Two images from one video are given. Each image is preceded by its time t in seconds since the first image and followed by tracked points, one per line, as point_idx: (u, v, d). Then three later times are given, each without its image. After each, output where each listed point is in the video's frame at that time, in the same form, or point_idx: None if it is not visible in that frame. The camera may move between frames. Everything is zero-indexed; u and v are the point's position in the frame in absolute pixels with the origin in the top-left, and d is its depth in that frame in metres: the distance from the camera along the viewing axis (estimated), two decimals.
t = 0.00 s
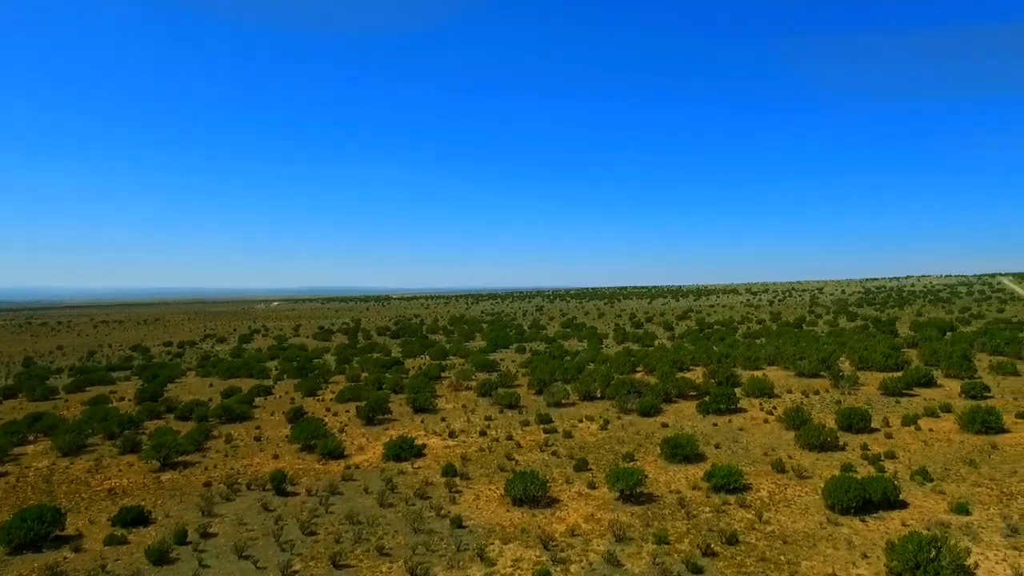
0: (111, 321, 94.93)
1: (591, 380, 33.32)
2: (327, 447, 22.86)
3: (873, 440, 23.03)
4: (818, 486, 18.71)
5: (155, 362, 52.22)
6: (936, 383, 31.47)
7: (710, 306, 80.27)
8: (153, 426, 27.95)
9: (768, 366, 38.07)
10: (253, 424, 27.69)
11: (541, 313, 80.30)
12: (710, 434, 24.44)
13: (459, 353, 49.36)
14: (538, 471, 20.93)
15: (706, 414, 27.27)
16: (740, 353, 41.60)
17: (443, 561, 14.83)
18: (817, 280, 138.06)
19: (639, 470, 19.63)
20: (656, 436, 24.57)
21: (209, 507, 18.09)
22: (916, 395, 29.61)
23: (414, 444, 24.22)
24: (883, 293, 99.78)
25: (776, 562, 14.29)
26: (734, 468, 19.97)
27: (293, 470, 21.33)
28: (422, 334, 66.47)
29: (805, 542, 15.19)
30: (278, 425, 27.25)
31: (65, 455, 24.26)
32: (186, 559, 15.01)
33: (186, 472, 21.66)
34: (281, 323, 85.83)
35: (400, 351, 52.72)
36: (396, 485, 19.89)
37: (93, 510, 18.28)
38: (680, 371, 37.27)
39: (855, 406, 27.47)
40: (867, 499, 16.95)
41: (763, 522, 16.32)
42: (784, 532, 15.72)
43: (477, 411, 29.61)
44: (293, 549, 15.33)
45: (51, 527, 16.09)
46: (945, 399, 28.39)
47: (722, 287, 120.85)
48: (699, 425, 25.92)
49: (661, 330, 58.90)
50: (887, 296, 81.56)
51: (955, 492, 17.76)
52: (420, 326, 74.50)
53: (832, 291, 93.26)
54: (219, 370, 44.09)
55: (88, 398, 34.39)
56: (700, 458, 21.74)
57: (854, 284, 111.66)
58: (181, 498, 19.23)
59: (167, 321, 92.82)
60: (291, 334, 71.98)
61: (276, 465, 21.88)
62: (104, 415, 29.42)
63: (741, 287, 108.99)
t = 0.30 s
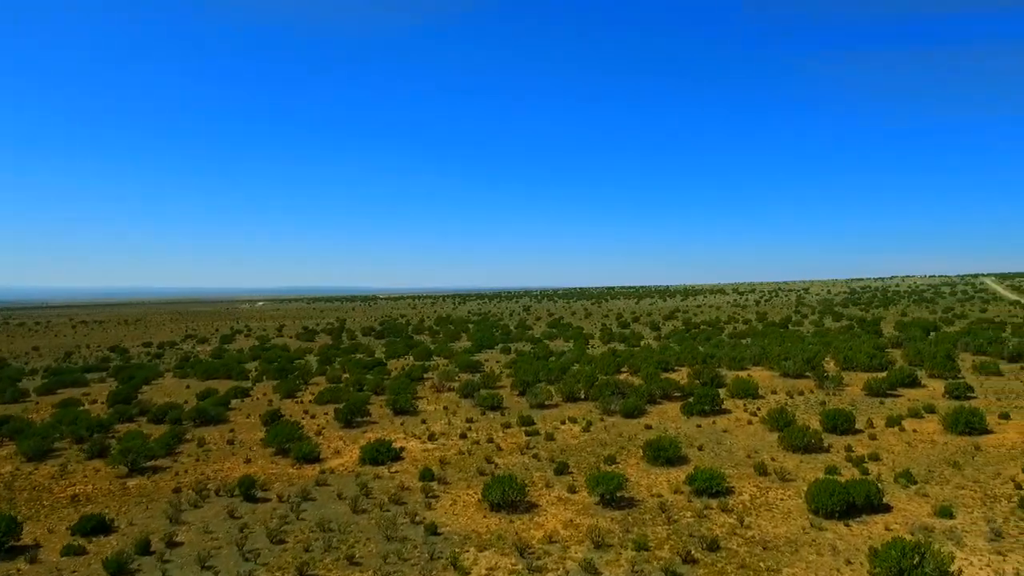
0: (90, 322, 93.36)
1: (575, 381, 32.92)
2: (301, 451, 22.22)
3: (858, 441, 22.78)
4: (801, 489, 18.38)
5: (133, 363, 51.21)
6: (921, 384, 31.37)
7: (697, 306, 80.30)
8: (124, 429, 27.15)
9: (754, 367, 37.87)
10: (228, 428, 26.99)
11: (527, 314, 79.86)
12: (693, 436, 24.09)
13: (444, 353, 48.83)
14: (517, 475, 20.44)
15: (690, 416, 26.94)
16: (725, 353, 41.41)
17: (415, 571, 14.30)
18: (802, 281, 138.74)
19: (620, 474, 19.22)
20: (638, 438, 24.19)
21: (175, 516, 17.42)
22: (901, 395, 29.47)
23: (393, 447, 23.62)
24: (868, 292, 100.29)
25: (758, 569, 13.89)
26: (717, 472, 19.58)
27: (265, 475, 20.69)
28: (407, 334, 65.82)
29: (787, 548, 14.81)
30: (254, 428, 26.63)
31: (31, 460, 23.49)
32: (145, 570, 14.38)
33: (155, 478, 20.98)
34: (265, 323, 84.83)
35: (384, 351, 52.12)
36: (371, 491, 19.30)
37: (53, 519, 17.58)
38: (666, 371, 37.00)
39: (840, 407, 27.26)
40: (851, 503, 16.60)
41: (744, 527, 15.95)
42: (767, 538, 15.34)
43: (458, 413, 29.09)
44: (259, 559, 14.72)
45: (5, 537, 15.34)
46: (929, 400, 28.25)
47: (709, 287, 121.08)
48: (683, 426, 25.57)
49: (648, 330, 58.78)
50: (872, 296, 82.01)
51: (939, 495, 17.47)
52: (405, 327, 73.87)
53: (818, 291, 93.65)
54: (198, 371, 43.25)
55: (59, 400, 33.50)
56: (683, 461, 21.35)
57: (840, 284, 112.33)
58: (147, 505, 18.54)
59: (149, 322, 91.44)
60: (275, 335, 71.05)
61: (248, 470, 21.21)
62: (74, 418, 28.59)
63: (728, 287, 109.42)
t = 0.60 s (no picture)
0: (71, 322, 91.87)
1: (560, 382, 32.49)
2: (275, 455, 21.61)
3: (843, 443, 22.51)
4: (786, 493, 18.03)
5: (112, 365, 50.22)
6: (907, 384, 31.22)
7: (685, 306, 80.19)
8: (94, 433, 26.35)
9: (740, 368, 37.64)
10: (203, 431, 26.28)
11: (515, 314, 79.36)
12: (678, 438, 23.72)
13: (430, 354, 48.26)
14: (497, 479, 19.97)
15: (675, 417, 26.57)
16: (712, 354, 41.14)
17: None
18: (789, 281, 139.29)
19: (602, 478, 18.77)
20: (622, 441, 23.78)
21: (140, 524, 16.77)
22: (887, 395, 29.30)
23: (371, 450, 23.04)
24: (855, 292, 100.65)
25: None
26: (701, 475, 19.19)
27: (238, 480, 20.06)
28: (394, 334, 65.19)
29: (771, 554, 14.43)
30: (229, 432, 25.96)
31: None
32: None
33: (123, 484, 20.30)
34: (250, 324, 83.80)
35: (369, 352, 51.46)
36: (346, 496, 18.73)
37: (13, 528, 16.89)
38: (652, 372, 36.65)
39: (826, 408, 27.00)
40: (837, 507, 16.25)
41: (727, 533, 15.57)
42: (750, 544, 14.96)
43: (440, 415, 28.57)
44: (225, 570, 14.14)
45: None
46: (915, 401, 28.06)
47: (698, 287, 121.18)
48: (668, 428, 25.19)
49: (636, 330, 58.52)
50: (859, 296, 82.27)
51: (925, 498, 17.19)
52: (392, 327, 73.18)
53: (806, 291, 93.87)
54: (177, 372, 42.40)
55: (31, 403, 32.60)
56: (667, 464, 20.95)
57: (827, 284, 112.79)
58: (113, 512, 17.89)
59: (132, 322, 90.13)
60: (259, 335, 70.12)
61: (220, 475, 20.56)
62: (44, 421, 27.77)
63: (716, 287, 109.60)
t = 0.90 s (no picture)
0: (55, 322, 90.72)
1: (547, 383, 32.11)
2: (250, 459, 21.06)
3: (831, 445, 22.24)
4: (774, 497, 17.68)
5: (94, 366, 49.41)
6: (895, 385, 31.05)
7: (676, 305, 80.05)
8: (68, 436, 25.67)
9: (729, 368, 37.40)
10: (180, 434, 25.66)
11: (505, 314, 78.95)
12: (664, 440, 23.36)
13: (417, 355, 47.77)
14: (479, 483, 19.53)
15: (662, 419, 26.22)
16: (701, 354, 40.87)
17: None
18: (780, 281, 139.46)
19: (586, 482, 18.37)
20: (608, 443, 23.39)
21: (107, 531, 16.18)
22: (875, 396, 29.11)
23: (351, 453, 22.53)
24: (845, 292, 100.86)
25: None
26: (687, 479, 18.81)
27: (213, 485, 19.51)
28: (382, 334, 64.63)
29: (757, 561, 14.06)
30: (207, 435, 25.36)
31: None
32: None
33: (94, 489, 19.69)
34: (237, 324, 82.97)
35: (356, 352, 50.91)
36: (323, 502, 18.22)
37: None
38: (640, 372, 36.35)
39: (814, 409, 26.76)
40: (824, 512, 15.91)
41: (711, 539, 15.20)
42: (735, 550, 14.59)
43: (424, 417, 28.07)
44: None
45: None
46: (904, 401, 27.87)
47: (689, 287, 121.25)
48: (654, 430, 24.83)
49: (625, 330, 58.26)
50: (848, 296, 82.40)
51: (913, 502, 16.90)
52: (380, 327, 72.59)
53: (796, 291, 93.99)
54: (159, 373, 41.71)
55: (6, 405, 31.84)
56: (653, 467, 20.57)
57: (817, 284, 113.05)
58: (80, 519, 17.30)
59: (118, 322, 89.10)
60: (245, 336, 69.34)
61: (194, 481, 19.99)
62: (17, 424, 27.05)
63: (707, 287, 109.63)
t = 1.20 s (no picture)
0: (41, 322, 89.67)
1: (534, 384, 31.69)
2: (226, 463, 20.54)
3: (820, 447, 21.90)
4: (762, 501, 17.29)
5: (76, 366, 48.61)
6: (885, 386, 30.80)
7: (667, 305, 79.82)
8: (41, 440, 24.98)
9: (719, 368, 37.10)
10: (158, 437, 25.04)
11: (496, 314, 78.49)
12: (651, 443, 22.96)
13: (405, 355, 47.22)
14: (461, 488, 19.06)
15: (650, 421, 25.82)
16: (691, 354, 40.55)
17: None
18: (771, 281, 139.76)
19: (569, 487, 17.93)
20: (594, 446, 22.97)
21: (73, 540, 15.60)
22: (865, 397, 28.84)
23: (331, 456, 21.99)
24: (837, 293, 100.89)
25: None
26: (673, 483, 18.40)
27: (187, 491, 18.95)
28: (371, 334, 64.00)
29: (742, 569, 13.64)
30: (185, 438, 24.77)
31: None
32: None
33: (63, 495, 19.08)
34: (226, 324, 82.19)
35: (344, 353, 50.31)
36: (299, 507, 17.69)
37: None
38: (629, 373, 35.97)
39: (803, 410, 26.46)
40: (813, 517, 15.52)
41: (696, 545, 14.78)
42: (721, 558, 14.17)
43: (409, 419, 27.56)
44: None
45: None
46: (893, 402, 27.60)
47: (682, 288, 121.07)
48: (642, 432, 24.43)
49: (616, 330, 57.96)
50: (839, 296, 82.41)
51: (903, 506, 16.56)
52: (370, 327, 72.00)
53: (787, 292, 93.94)
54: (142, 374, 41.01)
55: None
56: (639, 470, 20.16)
57: (809, 284, 113.16)
58: (46, 527, 16.70)
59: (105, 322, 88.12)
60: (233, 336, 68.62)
61: (167, 486, 19.40)
62: None
63: (699, 287, 109.51)
